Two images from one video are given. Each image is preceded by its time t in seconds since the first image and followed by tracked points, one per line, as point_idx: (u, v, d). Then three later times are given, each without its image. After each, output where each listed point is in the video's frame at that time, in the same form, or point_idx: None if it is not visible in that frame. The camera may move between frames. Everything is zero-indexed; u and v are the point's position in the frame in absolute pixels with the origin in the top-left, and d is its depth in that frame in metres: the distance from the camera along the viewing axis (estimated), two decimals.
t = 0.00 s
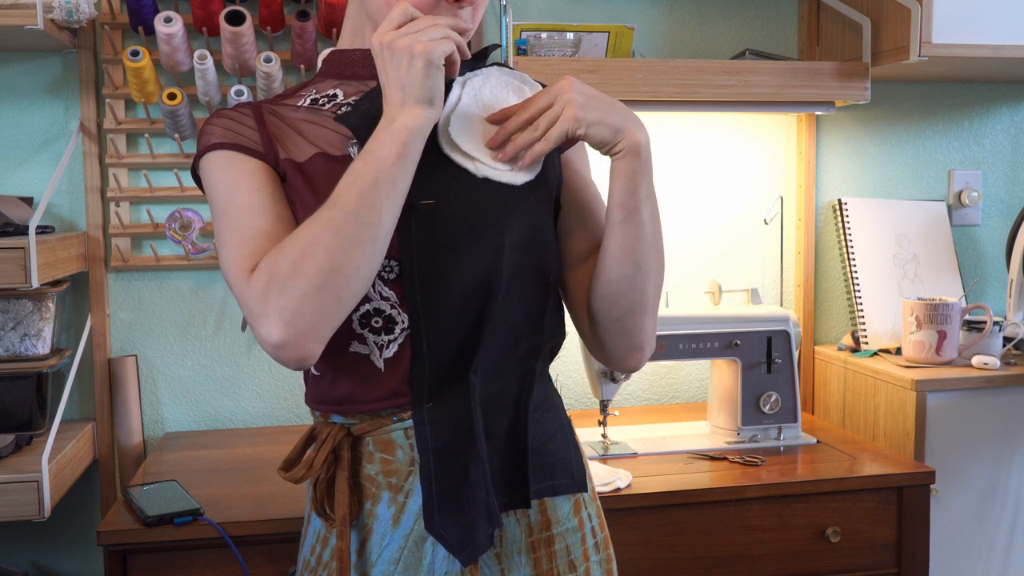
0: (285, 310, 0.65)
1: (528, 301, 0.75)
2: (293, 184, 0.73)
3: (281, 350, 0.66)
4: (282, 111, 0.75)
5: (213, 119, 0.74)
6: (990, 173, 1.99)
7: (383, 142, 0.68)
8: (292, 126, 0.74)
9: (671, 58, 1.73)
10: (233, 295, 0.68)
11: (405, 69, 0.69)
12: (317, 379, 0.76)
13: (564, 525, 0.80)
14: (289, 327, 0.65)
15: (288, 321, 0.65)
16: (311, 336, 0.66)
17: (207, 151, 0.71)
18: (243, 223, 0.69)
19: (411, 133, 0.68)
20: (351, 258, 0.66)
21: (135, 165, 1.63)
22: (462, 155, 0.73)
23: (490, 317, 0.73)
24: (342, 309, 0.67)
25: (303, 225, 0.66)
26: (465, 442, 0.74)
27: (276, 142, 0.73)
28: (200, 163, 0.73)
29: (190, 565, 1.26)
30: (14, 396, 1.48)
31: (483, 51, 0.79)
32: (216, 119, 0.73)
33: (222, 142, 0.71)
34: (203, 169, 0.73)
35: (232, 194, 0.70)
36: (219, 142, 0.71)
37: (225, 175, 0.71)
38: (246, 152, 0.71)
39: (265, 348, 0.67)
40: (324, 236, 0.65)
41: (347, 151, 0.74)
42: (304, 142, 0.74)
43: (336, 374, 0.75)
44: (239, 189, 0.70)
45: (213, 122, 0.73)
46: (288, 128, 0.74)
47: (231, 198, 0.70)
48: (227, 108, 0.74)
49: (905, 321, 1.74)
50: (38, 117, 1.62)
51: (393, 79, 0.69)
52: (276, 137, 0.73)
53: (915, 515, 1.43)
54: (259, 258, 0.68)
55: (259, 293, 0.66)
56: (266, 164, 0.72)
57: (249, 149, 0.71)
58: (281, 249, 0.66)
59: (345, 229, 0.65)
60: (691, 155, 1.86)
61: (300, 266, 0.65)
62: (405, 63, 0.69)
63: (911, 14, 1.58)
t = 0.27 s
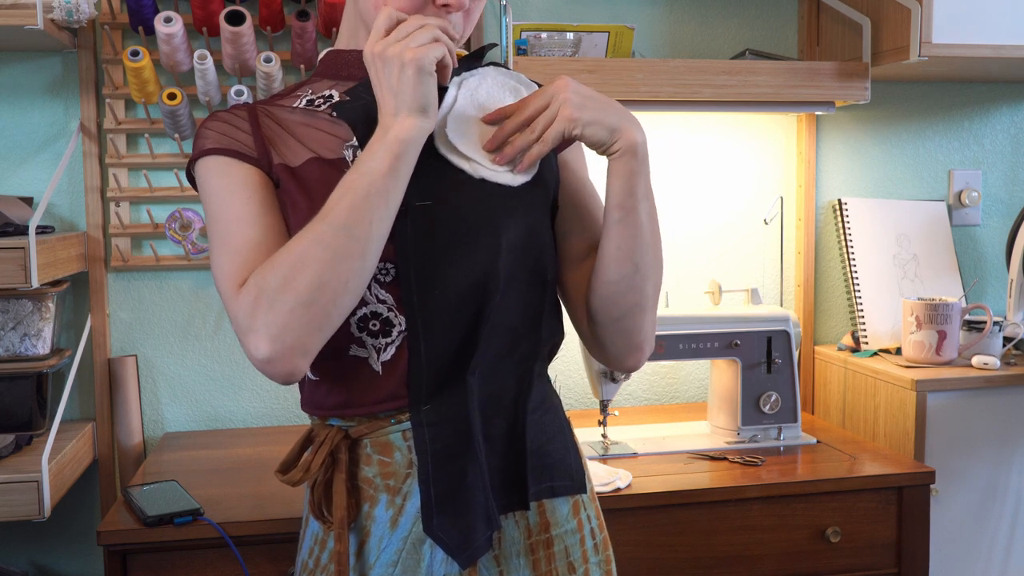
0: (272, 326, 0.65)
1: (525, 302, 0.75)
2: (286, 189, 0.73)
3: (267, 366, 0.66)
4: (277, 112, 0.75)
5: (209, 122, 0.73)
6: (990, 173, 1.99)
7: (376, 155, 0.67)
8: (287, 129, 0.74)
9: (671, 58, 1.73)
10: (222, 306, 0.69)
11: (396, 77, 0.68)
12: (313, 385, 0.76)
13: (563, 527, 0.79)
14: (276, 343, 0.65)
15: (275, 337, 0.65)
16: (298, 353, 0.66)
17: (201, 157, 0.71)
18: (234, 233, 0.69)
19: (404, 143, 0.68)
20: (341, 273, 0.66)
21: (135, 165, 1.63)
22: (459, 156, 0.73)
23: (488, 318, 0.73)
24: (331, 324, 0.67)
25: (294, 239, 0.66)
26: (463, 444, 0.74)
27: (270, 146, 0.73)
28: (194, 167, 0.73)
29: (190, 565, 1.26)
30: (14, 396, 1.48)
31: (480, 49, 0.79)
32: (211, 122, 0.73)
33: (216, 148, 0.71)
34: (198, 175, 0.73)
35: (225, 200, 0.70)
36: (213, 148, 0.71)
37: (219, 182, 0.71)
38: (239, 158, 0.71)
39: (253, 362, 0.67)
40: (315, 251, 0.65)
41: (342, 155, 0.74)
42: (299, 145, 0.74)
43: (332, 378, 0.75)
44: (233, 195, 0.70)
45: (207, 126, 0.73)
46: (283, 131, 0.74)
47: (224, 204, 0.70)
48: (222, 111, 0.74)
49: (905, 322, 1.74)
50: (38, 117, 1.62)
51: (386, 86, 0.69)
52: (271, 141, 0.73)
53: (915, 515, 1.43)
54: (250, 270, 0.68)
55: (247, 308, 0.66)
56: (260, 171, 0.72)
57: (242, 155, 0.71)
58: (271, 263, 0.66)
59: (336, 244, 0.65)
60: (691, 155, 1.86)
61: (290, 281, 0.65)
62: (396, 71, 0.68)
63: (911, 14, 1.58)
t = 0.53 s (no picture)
0: (221, 366, 0.67)
1: (524, 304, 0.75)
2: (276, 195, 0.73)
3: (214, 399, 0.69)
4: (277, 113, 0.76)
5: (207, 123, 0.74)
6: (990, 173, 1.99)
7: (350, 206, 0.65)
8: (284, 130, 0.75)
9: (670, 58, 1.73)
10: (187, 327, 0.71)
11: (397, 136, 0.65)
12: (312, 386, 0.75)
13: (562, 527, 0.79)
14: (222, 382, 0.68)
15: (222, 376, 0.68)
16: (243, 393, 0.68)
17: (193, 162, 0.72)
18: (203, 255, 0.70)
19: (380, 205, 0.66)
20: (292, 324, 0.66)
21: (135, 165, 1.63)
22: (458, 156, 0.73)
23: (485, 320, 0.73)
24: (277, 368, 0.69)
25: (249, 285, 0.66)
26: (461, 446, 0.74)
27: (263, 152, 0.74)
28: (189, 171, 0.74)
29: (190, 565, 1.26)
30: (14, 396, 1.48)
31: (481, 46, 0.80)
32: (208, 125, 0.74)
33: (207, 155, 0.72)
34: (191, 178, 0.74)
35: (202, 218, 0.71)
36: (203, 155, 0.72)
37: (205, 193, 0.72)
38: (228, 167, 0.72)
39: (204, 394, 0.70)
40: (269, 301, 0.66)
41: (340, 156, 0.74)
42: (294, 147, 0.74)
43: (329, 380, 0.74)
44: (207, 216, 0.71)
45: (203, 129, 0.74)
46: (278, 133, 0.75)
47: (198, 224, 0.71)
48: (219, 112, 0.75)
49: (905, 322, 1.74)
50: (37, 118, 1.62)
51: (378, 142, 0.65)
52: (266, 145, 0.74)
53: (915, 515, 1.43)
54: (212, 298, 0.69)
55: (200, 343, 0.68)
56: (248, 180, 0.73)
57: (232, 163, 0.72)
58: (226, 303, 0.67)
59: (290, 296, 0.66)
60: (691, 155, 1.86)
61: (241, 327, 0.66)
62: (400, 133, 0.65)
63: (911, 14, 1.58)
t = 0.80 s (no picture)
0: (211, 368, 0.68)
1: (521, 305, 0.76)
2: (271, 196, 0.73)
3: (203, 401, 0.69)
4: (276, 110, 0.76)
5: (206, 120, 0.74)
6: (990, 173, 1.99)
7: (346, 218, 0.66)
8: (282, 129, 0.75)
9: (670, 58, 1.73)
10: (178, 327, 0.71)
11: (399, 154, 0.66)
12: (308, 387, 0.75)
13: (559, 527, 0.79)
14: (211, 385, 0.68)
15: (212, 378, 0.68)
16: (232, 396, 0.69)
17: (191, 160, 0.72)
18: (197, 257, 0.70)
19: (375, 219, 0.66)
20: (283, 331, 0.67)
21: (135, 165, 1.63)
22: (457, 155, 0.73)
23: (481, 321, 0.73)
24: (267, 373, 0.69)
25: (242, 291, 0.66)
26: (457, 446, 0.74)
27: (260, 151, 0.74)
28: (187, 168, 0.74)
29: (190, 565, 1.26)
30: (14, 396, 1.48)
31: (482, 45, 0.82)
32: (206, 123, 0.74)
33: (205, 154, 0.72)
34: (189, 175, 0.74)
35: (196, 219, 0.71)
36: (201, 154, 0.72)
37: (201, 192, 0.72)
38: (225, 166, 0.72)
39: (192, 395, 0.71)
40: (261, 307, 0.66)
41: (338, 157, 0.74)
42: (292, 147, 0.74)
43: (325, 381, 0.74)
44: (201, 218, 0.71)
45: (202, 126, 0.74)
46: (276, 132, 0.75)
47: (193, 225, 0.71)
48: (218, 110, 0.75)
49: (905, 321, 1.74)
50: (38, 118, 1.62)
51: (382, 157, 0.66)
52: (264, 144, 0.74)
53: (915, 515, 1.43)
54: (204, 301, 0.70)
55: (191, 345, 0.68)
56: (245, 180, 0.73)
57: (229, 162, 0.72)
58: (218, 307, 0.67)
59: (282, 303, 0.66)
60: (691, 155, 1.86)
61: (232, 331, 0.67)
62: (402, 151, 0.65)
63: (911, 14, 1.58)
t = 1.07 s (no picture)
0: (209, 367, 0.68)
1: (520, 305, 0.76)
2: (270, 196, 0.73)
3: (200, 399, 0.69)
4: (275, 110, 0.76)
5: (205, 119, 0.74)
6: (990, 173, 1.99)
7: (346, 218, 0.66)
8: (281, 129, 0.75)
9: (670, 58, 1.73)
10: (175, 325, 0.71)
11: (401, 155, 0.66)
12: (307, 386, 0.75)
13: (559, 526, 0.79)
14: (209, 383, 0.68)
15: (209, 377, 0.68)
16: (229, 394, 0.69)
17: (190, 159, 0.72)
18: (196, 255, 0.70)
19: (376, 220, 0.66)
20: (281, 330, 0.67)
21: (135, 165, 1.63)
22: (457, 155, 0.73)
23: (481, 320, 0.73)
24: (265, 372, 0.69)
25: (240, 289, 0.66)
26: (456, 446, 0.74)
27: (259, 151, 0.74)
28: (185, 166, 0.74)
29: (190, 565, 1.26)
30: (14, 396, 1.48)
31: (482, 44, 0.82)
32: (205, 122, 0.74)
33: (204, 152, 0.72)
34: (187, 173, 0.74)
35: (194, 218, 0.71)
36: (200, 152, 0.72)
37: (200, 191, 0.72)
38: (224, 165, 0.72)
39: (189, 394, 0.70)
40: (260, 306, 0.66)
41: (336, 157, 0.74)
42: (290, 147, 0.74)
43: (323, 381, 0.74)
44: (200, 216, 0.71)
45: (201, 125, 0.74)
46: (275, 131, 0.75)
47: (191, 223, 0.71)
48: (217, 108, 0.75)
49: (905, 321, 1.74)
50: (38, 118, 1.62)
51: (385, 157, 0.66)
52: (262, 143, 0.74)
53: (915, 515, 1.43)
54: (202, 299, 0.69)
55: (189, 343, 0.68)
56: (243, 179, 0.73)
57: (227, 162, 0.72)
58: (217, 305, 0.67)
59: (281, 303, 0.66)
60: (691, 155, 1.86)
61: (230, 330, 0.67)
62: (405, 153, 0.66)
63: (911, 14, 1.58)
